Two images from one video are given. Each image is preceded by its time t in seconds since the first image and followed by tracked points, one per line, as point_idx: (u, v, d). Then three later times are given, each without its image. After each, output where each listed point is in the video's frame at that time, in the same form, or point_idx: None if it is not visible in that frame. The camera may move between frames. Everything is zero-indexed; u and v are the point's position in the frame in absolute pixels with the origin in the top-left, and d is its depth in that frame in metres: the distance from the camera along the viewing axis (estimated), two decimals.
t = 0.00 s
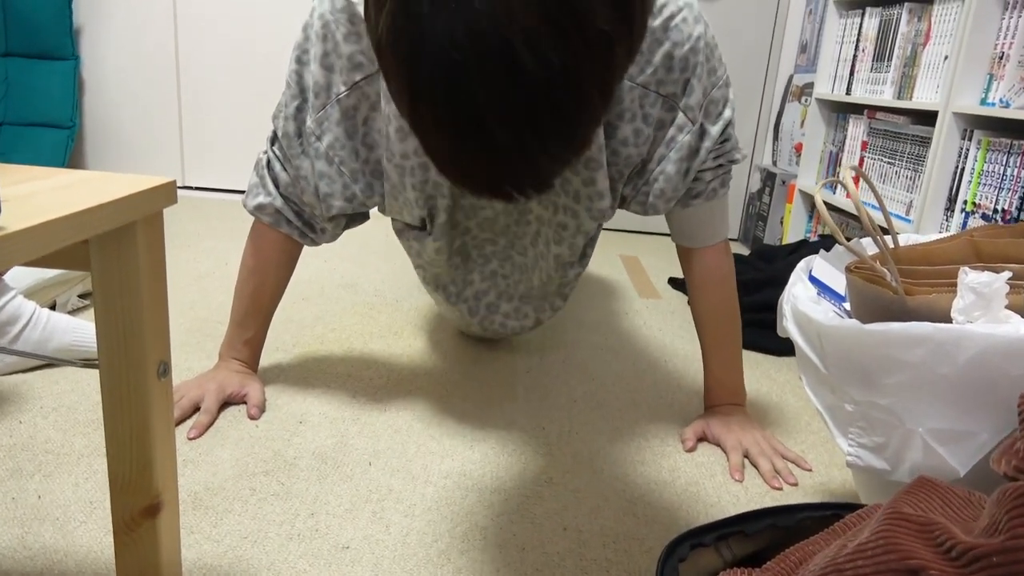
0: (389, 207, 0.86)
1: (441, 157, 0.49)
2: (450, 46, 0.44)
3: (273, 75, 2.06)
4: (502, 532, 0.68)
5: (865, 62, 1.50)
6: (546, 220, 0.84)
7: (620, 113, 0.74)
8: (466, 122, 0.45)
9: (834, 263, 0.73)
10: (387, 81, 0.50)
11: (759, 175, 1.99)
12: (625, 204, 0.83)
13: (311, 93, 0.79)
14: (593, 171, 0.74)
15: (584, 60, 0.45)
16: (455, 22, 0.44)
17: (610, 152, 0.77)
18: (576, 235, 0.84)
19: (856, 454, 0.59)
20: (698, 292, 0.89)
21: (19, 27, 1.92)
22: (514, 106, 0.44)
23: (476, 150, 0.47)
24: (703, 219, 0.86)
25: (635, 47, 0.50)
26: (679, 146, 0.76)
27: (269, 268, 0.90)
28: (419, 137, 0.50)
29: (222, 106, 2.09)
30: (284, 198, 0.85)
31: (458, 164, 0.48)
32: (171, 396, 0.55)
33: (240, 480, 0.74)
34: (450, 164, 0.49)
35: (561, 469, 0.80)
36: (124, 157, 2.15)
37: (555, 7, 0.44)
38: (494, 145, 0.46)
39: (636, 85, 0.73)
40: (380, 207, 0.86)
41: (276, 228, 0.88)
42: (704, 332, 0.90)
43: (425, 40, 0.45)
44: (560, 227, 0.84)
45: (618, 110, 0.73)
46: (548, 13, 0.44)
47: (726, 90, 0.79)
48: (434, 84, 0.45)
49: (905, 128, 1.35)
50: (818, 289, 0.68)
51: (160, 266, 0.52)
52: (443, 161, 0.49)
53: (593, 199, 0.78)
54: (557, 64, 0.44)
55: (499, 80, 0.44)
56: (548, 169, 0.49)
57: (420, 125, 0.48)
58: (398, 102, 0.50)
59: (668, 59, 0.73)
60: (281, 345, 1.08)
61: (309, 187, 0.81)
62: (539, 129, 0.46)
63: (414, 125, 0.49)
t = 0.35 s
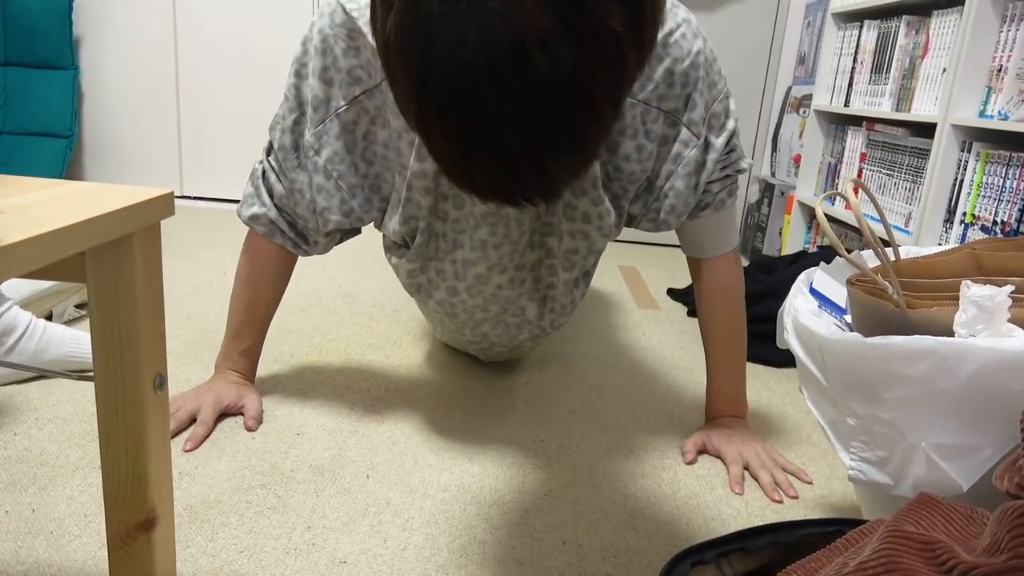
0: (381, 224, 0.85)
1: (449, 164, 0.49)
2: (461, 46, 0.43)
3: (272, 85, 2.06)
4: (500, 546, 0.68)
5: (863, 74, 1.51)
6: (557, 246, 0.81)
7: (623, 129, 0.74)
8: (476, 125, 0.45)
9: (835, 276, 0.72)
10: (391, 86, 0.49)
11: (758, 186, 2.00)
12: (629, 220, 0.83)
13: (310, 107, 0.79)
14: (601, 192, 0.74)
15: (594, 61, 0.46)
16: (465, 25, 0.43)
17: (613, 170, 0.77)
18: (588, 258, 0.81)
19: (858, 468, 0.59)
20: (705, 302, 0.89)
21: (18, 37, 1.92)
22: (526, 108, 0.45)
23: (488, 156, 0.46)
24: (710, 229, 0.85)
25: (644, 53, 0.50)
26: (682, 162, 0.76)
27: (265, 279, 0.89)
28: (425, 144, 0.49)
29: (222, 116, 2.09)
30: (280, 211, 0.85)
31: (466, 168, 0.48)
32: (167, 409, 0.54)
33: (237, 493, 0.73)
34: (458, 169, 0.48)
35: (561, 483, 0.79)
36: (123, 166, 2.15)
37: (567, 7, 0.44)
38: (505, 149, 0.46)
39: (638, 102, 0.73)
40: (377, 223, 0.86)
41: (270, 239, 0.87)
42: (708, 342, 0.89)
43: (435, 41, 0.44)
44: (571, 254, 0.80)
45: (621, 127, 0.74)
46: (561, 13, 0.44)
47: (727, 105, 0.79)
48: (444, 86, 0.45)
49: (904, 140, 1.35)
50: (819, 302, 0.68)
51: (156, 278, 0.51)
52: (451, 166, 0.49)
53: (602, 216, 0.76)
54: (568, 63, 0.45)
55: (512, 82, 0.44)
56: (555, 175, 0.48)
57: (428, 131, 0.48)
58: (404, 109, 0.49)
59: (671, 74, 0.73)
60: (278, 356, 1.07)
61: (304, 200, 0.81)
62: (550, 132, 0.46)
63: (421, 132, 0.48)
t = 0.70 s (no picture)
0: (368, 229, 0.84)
1: (438, 169, 0.48)
2: (454, 47, 0.43)
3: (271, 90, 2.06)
4: (500, 552, 0.67)
5: (862, 78, 1.51)
6: (549, 255, 0.81)
7: (614, 135, 0.74)
8: (466, 128, 0.45)
9: (836, 280, 0.72)
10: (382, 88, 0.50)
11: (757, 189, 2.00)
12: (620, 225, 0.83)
13: (300, 110, 0.79)
14: (593, 198, 0.74)
15: (584, 71, 0.44)
16: (459, 26, 0.43)
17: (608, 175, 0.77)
18: (581, 264, 0.81)
19: (860, 472, 0.58)
20: (689, 310, 0.89)
21: (16, 41, 1.92)
22: (514, 114, 0.44)
23: (474, 166, 0.46)
24: (691, 235, 0.85)
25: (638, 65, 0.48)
26: (671, 167, 0.76)
27: (262, 283, 0.89)
28: (414, 146, 0.49)
29: (221, 120, 2.09)
30: (273, 214, 0.85)
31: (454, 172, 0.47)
32: (166, 414, 0.54)
33: (236, 498, 0.73)
34: (448, 174, 0.48)
35: (561, 488, 0.79)
36: (122, 171, 2.15)
37: (559, 11, 0.43)
38: (491, 156, 0.46)
39: (631, 107, 0.73)
40: (362, 225, 0.85)
41: (264, 242, 0.87)
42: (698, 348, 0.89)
43: (426, 43, 0.44)
44: (564, 260, 0.81)
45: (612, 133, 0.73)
46: (552, 16, 0.43)
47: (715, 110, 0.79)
48: (436, 89, 0.45)
49: (903, 143, 1.35)
50: (820, 305, 0.67)
51: (155, 284, 0.51)
52: (440, 171, 0.49)
53: (596, 222, 0.76)
54: (562, 72, 0.44)
55: (501, 87, 0.43)
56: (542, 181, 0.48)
57: (418, 133, 0.47)
58: (393, 110, 0.49)
59: (661, 79, 0.73)
60: (278, 360, 1.07)
61: (297, 203, 0.81)
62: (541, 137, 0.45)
63: (410, 137, 0.49)
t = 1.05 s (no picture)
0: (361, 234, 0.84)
1: (415, 180, 0.49)
2: (423, 63, 0.44)
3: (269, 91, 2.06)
4: (499, 553, 0.67)
5: (859, 78, 1.51)
6: (537, 260, 0.82)
7: (607, 141, 0.74)
8: (438, 143, 0.45)
9: (833, 281, 0.72)
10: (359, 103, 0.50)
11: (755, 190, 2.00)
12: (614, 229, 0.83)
13: (293, 113, 0.79)
14: (582, 204, 0.74)
15: (556, 85, 0.45)
16: (427, 42, 0.44)
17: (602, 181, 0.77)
18: (569, 270, 0.82)
19: (859, 472, 0.58)
20: (690, 311, 0.89)
21: (14, 43, 1.91)
22: (487, 126, 0.44)
23: (447, 179, 0.47)
24: (690, 236, 0.86)
25: (609, 76, 0.49)
26: (668, 171, 0.76)
27: (258, 284, 0.89)
28: (390, 158, 0.50)
29: (219, 122, 2.09)
30: (267, 215, 0.85)
31: (431, 186, 0.48)
32: (165, 416, 0.54)
33: (236, 500, 0.73)
34: (424, 188, 0.49)
35: (560, 489, 0.79)
36: (120, 172, 2.15)
37: (526, 27, 0.44)
38: (465, 170, 0.46)
39: (624, 112, 0.73)
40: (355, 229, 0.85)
41: (258, 243, 0.87)
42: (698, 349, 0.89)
43: (396, 59, 0.45)
44: (554, 266, 0.81)
45: (604, 138, 0.74)
46: (519, 31, 0.44)
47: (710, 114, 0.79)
48: (407, 104, 0.45)
49: (901, 144, 1.35)
50: (818, 306, 0.68)
51: (154, 286, 0.51)
52: (417, 184, 0.49)
53: (585, 229, 0.76)
54: (528, 89, 0.44)
55: (472, 102, 0.44)
56: (517, 194, 0.48)
57: (393, 147, 0.48)
58: (369, 121, 0.49)
59: (655, 85, 0.73)
60: (277, 362, 1.07)
61: (288, 206, 0.82)
62: (513, 152, 0.46)
63: (385, 146, 0.49)
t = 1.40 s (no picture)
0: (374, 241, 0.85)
1: (433, 189, 0.49)
2: (442, 73, 0.44)
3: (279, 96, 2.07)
4: (503, 564, 0.67)
5: (871, 91, 1.51)
6: (549, 268, 0.81)
7: (624, 150, 0.74)
8: (458, 153, 0.46)
9: (843, 295, 0.72)
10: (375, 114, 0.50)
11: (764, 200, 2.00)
12: (630, 240, 0.82)
13: (307, 120, 0.79)
14: (595, 215, 0.75)
15: (575, 94, 0.46)
16: (445, 52, 0.44)
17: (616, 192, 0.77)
18: (580, 280, 0.81)
19: (866, 489, 0.58)
20: (700, 319, 0.89)
21: (29, 44, 1.93)
22: (508, 136, 0.45)
23: (467, 191, 0.47)
24: (704, 247, 0.86)
25: (628, 87, 0.50)
26: (686, 181, 0.76)
27: (266, 288, 0.90)
28: (408, 168, 0.50)
29: (229, 126, 2.10)
30: (278, 220, 0.86)
31: (450, 195, 0.48)
32: (172, 421, 0.54)
33: (241, 505, 0.73)
34: (443, 197, 0.49)
35: (566, 500, 0.79)
36: (131, 174, 2.16)
37: (546, 36, 0.44)
38: (485, 181, 0.46)
39: (640, 121, 0.73)
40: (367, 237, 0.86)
41: (267, 248, 0.88)
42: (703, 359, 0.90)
43: (416, 68, 0.45)
44: (564, 276, 0.81)
45: (621, 147, 0.74)
46: (540, 42, 0.44)
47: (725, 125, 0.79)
48: (427, 114, 0.45)
49: (911, 157, 1.35)
50: (827, 320, 0.67)
51: (164, 291, 0.51)
52: (435, 194, 0.49)
53: (596, 239, 0.77)
54: (548, 99, 0.45)
55: (492, 111, 0.44)
56: (535, 205, 0.48)
57: (412, 156, 0.48)
58: (387, 130, 0.49)
59: (672, 94, 0.73)
60: (283, 365, 1.07)
61: (300, 213, 0.82)
62: (532, 162, 0.46)
63: (403, 156, 0.49)
